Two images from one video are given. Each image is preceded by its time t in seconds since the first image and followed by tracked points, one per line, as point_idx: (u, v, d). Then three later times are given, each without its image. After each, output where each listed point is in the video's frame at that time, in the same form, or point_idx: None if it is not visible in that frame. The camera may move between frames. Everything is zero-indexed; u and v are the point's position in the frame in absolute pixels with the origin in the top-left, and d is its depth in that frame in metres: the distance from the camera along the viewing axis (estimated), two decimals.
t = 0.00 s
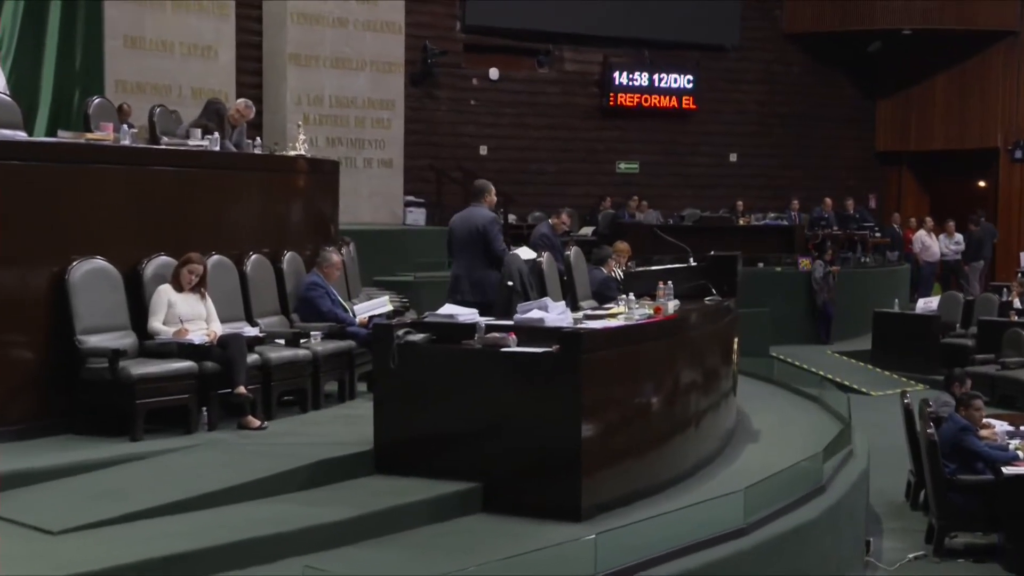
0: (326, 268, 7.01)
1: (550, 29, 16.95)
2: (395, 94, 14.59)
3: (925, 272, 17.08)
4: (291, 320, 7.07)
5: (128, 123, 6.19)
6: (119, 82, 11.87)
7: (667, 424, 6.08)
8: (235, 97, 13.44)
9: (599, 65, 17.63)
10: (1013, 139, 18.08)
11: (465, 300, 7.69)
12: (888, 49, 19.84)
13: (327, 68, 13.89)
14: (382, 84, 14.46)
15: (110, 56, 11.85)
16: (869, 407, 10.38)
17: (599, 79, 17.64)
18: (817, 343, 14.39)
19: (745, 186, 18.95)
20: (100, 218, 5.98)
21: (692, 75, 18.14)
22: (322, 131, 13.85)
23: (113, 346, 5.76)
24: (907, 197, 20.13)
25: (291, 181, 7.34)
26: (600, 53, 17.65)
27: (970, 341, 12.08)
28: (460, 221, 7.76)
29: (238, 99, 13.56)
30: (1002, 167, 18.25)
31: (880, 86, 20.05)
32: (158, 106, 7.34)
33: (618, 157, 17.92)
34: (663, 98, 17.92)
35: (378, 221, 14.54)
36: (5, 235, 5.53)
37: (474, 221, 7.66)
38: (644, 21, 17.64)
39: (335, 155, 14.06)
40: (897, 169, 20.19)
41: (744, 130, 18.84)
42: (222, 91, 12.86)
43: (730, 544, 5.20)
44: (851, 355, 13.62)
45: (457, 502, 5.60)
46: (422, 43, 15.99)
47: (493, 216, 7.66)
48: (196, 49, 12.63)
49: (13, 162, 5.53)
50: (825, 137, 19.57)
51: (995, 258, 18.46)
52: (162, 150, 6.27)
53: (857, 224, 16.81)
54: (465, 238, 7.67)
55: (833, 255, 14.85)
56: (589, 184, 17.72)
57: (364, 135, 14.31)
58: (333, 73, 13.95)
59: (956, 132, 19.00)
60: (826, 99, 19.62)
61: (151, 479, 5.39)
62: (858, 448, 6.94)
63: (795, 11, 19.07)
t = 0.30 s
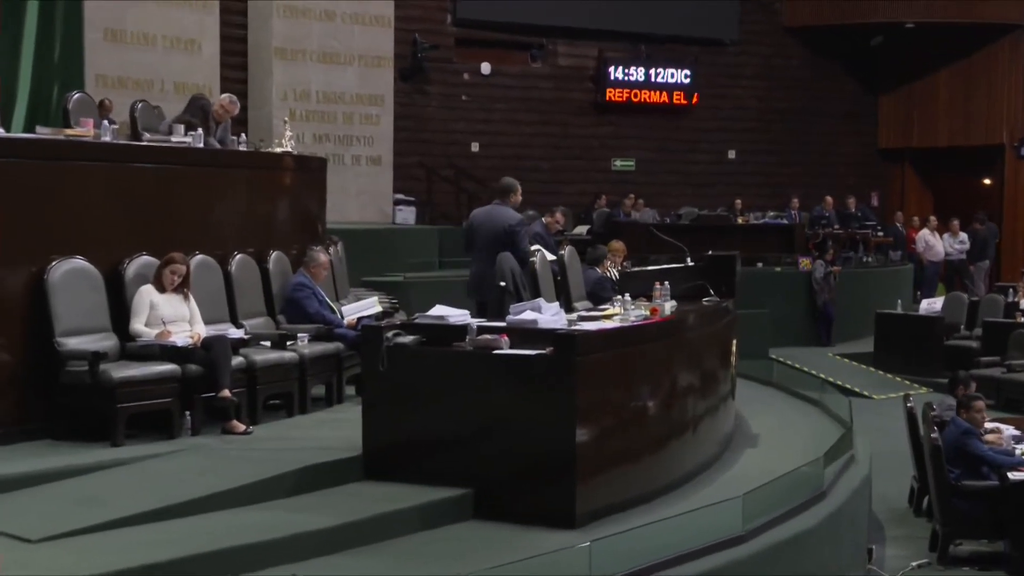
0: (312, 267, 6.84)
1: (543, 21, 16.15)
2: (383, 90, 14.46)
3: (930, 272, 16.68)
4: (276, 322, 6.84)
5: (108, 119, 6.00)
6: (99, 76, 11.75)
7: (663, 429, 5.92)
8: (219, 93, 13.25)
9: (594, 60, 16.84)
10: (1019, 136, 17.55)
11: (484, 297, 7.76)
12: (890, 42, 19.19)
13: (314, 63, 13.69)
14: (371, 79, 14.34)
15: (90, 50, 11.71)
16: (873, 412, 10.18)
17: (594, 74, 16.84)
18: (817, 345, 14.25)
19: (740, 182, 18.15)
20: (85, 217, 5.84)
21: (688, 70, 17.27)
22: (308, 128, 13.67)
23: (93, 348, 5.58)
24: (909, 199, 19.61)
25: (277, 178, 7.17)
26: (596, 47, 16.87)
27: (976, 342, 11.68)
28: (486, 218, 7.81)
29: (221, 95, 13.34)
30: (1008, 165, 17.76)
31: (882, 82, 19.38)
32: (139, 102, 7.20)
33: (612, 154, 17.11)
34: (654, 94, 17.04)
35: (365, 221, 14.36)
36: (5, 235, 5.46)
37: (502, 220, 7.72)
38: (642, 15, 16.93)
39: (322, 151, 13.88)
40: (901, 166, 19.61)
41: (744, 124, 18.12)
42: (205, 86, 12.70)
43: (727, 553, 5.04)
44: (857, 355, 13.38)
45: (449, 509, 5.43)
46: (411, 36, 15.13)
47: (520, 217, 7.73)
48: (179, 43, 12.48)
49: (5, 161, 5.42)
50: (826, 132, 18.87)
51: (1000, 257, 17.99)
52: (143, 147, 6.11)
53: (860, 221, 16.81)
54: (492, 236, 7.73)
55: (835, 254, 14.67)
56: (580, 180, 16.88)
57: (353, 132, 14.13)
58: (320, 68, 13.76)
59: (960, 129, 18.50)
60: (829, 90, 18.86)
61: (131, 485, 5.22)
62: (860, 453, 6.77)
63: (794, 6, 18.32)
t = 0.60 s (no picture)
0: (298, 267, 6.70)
1: (533, 13, 15.92)
2: (371, 84, 14.16)
3: (931, 272, 16.46)
4: (261, 322, 6.71)
5: (86, 114, 5.83)
6: (77, 70, 11.63)
7: (659, 432, 5.77)
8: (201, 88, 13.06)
9: (587, 54, 16.64)
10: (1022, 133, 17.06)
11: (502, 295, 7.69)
12: (891, 36, 18.81)
13: (300, 57, 13.42)
14: (357, 73, 14.01)
15: (68, 43, 11.56)
16: (874, 416, 10.01)
17: (587, 69, 16.62)
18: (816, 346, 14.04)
19: (738, 180, 17.84)
20: (66, 216, 5.69)
21: (683, 64, 17.06)
22: (292, 123, 13.43)
23: (71, 350, 5.43)
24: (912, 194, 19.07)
25: (262, 175, 7.01)
26: (589, 41, 16.65)
27: (980, 345, 11.51)
28: (501, 214, 7.75)
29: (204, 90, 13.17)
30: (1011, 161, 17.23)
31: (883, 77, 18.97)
32: (119, 96, 7.08)
33: (604, 150, 16.84)
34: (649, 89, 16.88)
35: (351, 219, 14.13)
36: (5, 235, 5.41)
37: (516, 216, 7.66)
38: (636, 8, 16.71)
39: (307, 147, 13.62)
40: (903, 162, 19.09)
41: (741, 119, 17.78)
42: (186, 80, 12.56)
43: (723, 559, 4.89)
44: (856, 358, 13.15)
45: (439, 514, 5.28)
46: (400, 30, 15.03)
47: (535, 213, 7.65)
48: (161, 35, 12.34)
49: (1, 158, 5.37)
50: (829, 121, 18.52)
51: (1003, 257, 17.48)
52: (124, 143, 5.94)
53: (859, 219, 16.65)
54: (507, 233, 7.67)
55: (833, 253, 14.53)
56: (572, 177, 16.64)
57: (338, 127, 13.89)
58: (306, 62, 13.47)
59: (964, 127, 17.94)
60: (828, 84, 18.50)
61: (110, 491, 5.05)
62: (860, 456, 6.62)
63: None
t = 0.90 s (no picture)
0: (283, 267, 6.53)
1: (523, 6, 15.77)
2: (357, 79, 13.89)
3: (932, 271, 16.31)
4: (245, 323, 6.55)
5: (63, 110, 5.69)
6: (54, 64, 11.40)
7: (653, 436, 5.62)
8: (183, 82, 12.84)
9: (580, 47, 16.47)
10: None
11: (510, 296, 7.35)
12: (891, 29, 18.53)
13: (286, 50, 13.20)
14: (342, 66, 13.74)
15: (46, 36, 11.36)
16: (873, 419, 9.85)
17: (579, 63, 16.46)
18: (813, 347, 13.86)
19: (735, 177, 17.69)
20: (48, 214, 5.55)
21: (678, 58, 16.84)
22: (277, 118, 13.17)
23: (48, 352, 5.26)
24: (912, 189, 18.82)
25: (245, 172, 6.87)
26: (581, 34, 16.50)
27: (982, 346, 11.40)
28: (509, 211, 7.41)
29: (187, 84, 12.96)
30: (1015, 156, 17.16)
31: (882, 71, 18.68)
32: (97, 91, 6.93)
33: (597, 147, 16.69)
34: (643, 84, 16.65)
35: (338, 217, 13.87)
36: (6, 235, 5.35)
37: (517, 211, 7.28)
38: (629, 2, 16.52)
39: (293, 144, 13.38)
40: (902, 159, 18.85)
41: (737, 116, 17.64)
42: (167, 74, 12.36)
43: (719, 567, 4.75)
44: (853, 359, 13.03)
45: (427, 521, 5.11)
46: (388, 23, 14.87)
47: (535, 206, 7.23)
48: (141, 28, 12.13)
49: None
50: (832, 117, 18.31)
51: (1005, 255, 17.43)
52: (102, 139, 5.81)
53: (858, 217, 16.50)
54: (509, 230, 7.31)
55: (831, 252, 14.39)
56: (569, 176, 16.51)
57: (324, 123, 13.59)
58: (291, 55, 13.24)
59: (967, 123, 17.67)
60: (827, 80, 18.27)
61: (88, 497, 4.88)
62: (859, 460, 6.48)
63: None
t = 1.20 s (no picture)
0: (266, 266, 6.39)
1: None
2: (343, 72, 13.79)
3: (931, 270, 16.14)
4: (225, 324, 6.40)
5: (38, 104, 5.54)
6: (29, 56, 11.25)
7: (646, 440, 5.48)
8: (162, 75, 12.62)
9: (571, 41, 16.33)
10: None
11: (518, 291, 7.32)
12: (889, 21, 18.31)
13: (268, 43, 13.01)
14: (328, 59, 13.62)
15: (20, 28, 11.17)
16: (871, 423, 9.69)
17: (570, 56, 16.31)
18: (810, 348, 13.72)
19: (730, 174, 17.54)
20: (35, 211, 5.45)
21: (672, 52, 16.76)
22: (261, 113, 12.98)
23: (24, 354, 5.10)
24: (912, 186, 18.64)
25: (227, 169, 6.71)
26: (572, 27, 16.36)
27: (982, 346, 11.23)
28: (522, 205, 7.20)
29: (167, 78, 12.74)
30: (1015, 152, 16.93)
31: (881, 67, 18.52)
32: (73, 85, 6.83)
33: (588, 143, 16.54)
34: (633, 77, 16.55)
35: (323, 215, 13.77)
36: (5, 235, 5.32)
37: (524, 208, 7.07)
38: None
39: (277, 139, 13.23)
40: (902, 157, 18.68)
41: (733, 112, 17.50)
42: (145, 67, 12.15)
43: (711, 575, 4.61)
44: (850, 361, 12.90)
45: (415, 528, 4.95)
46: (374, 15, 14.60)
47: (542, 205, 7.00)
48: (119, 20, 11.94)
49: None
50: (825, 115, 18.16)
51: (1006, 254, 17.20)
52: (76, 135, 5.65)
53: (858, 216, 16.31)
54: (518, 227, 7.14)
55: (829, 252, 14.23)
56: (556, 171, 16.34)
57: (308, 118, 13.45)
58: (274, 48, 13.06)
59: (968, 117, 17.49)
60: (823, 76, 18.13)
61: (64, 502, 4.73)
62: (857, 465, 6.34)
63: None
